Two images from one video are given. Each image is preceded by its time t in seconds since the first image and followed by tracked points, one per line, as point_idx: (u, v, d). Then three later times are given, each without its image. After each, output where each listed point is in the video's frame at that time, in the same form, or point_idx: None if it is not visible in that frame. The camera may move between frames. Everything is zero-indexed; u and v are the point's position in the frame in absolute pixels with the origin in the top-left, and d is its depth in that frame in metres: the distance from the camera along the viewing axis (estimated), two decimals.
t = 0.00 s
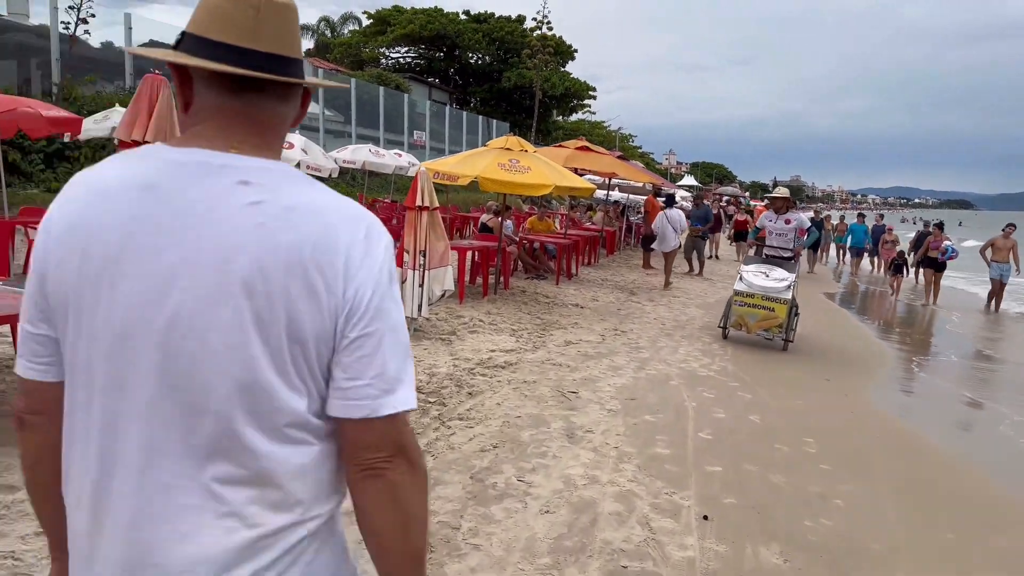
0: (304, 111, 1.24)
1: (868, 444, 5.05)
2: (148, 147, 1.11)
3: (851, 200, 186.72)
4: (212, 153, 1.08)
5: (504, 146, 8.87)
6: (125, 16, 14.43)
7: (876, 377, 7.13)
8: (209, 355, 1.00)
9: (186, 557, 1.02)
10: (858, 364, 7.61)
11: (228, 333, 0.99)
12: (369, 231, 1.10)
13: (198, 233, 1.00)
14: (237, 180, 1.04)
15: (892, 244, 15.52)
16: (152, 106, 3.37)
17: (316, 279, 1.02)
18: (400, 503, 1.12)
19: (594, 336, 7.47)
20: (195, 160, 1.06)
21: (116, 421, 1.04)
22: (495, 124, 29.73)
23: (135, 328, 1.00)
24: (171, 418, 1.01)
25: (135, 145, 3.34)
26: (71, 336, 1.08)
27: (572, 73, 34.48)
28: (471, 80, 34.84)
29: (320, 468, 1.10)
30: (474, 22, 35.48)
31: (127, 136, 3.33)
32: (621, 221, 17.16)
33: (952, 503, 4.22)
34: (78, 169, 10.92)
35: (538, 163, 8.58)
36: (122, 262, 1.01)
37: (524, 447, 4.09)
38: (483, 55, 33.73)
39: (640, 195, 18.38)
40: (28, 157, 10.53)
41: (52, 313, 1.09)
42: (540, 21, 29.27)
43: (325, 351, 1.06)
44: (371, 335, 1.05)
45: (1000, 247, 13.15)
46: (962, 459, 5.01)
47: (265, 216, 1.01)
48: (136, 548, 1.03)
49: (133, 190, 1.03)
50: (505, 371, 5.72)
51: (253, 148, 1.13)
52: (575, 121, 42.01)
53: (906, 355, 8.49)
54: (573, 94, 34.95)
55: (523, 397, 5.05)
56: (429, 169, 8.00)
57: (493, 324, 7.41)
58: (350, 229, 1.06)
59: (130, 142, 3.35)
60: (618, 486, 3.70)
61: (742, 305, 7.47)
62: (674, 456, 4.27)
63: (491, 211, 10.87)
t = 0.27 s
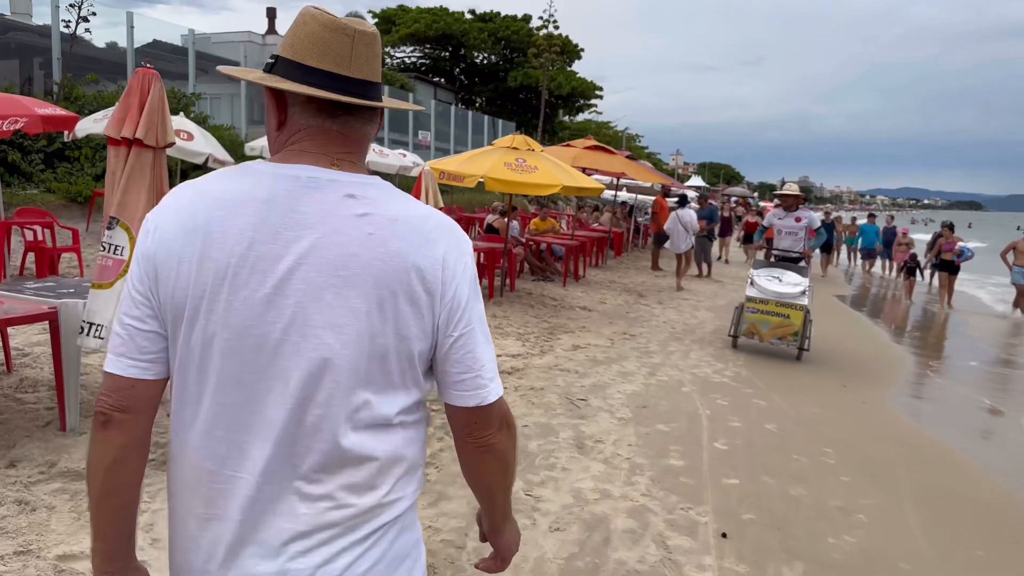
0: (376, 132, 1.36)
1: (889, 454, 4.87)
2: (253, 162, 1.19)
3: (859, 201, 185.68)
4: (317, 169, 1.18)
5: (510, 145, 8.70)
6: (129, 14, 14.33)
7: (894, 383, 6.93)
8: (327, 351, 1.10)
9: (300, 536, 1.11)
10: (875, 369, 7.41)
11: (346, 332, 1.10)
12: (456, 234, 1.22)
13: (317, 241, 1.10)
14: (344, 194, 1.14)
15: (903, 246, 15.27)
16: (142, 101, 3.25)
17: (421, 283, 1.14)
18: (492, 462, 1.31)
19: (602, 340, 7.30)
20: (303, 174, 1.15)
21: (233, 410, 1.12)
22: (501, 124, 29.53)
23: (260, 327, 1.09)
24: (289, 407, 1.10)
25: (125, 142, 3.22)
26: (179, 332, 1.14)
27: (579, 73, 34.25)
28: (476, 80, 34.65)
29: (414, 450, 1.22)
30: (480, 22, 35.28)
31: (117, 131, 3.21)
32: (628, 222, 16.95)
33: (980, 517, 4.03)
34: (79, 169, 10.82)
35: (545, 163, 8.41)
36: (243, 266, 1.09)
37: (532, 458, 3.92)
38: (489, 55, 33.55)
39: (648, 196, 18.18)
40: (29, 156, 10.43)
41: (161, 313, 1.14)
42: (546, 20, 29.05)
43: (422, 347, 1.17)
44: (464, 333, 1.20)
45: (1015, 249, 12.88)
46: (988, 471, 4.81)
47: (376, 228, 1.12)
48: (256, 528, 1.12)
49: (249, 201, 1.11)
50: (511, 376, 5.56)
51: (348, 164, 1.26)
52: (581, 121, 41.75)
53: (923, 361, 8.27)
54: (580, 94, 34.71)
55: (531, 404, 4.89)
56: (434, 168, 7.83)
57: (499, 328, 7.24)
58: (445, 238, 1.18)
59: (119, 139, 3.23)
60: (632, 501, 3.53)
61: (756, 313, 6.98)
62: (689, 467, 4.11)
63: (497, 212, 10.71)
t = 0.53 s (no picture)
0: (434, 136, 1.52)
1: (910, 463, 4.73)
2: (328, 173, 1.33)
3: (867, 202, 184.57)
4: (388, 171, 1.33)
5: (518, 145, 8.58)
6: (134, 15, 14.28)
7: (911, 389, 6.77)
8: (411, 326, 1.23)
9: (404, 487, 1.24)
10: (891, 374, 7.25)
11: (426, 308, 1.24)
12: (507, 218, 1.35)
13: (397, 230, 1.23)
14: (414, 189, 1.28)
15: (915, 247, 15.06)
16: (139, 100, 3.13)
17: (484, 259, 1.27)
18: (543, 428, 1.40)
19: (611, 344, 7.16)
20: (377, 176, 1.30)
21: (331, 390, 1.25)
22: (508, 125, 29.39)
23: (354, 309, 1.22)
24: (380, 379, 1.24)
25: (121, 144, 3.12)
26: (280, 325, 1.28)
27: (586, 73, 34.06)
28: (484, 80, 34.51)
29: (486, 412, 1.36)
30: (487, 22, 35.16)
31: (113, 132, 3.11)
32: (636, 223, 16.79)
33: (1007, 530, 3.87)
34: (84, 170, 10.75)
35: (553, 163, 8.29)
36: (335, 259, 1.22)
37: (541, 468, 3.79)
38: (496, 55, 33.41)
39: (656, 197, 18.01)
40: (33, 157, 10.38)
41: (263, 311, 1.28)
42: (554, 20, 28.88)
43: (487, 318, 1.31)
44: (523, 301, 1.33)
45: None
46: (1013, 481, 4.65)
47: (445, 213, 1.25)
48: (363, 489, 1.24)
49: (333, 201, 1.25)
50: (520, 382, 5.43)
51: (413, 165, 1.42)
52: (589, 122, 41.57)
53: (939, 365, 8.09)
54: (587, 94, 34.52)
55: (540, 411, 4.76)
56: (440, 169, 7.71)
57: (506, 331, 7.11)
58: (500, 219, 1.31)
59: (116, 139, 3.13)
60: (646, 514, 3.40)
61: (770, 321, 6.68)
62: (703, 477, 3.97)
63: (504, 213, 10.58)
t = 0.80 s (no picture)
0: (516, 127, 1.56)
1: (928, 468, 4.59)
2: (412, 158, 1.40)
3: (877, 202, 183.38)
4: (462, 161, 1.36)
5: (525, 145, 8.48)
6: (142, 15, 14.29)
7: (926, 392, 6.62)
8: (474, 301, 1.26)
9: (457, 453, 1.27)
10: (905, 376, 7.11)
11: (487, 284, 1.25)
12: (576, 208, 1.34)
13: (463, 211, 1.27)
14: (481, 175, 1.30)
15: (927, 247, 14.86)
16: (135, 96, 3.05)
17: (544, 240, 1.27)
18: (597, 409, 1.31)
19: (619, 346, 7.06)
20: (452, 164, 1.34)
21: (399, 360, 1.30)
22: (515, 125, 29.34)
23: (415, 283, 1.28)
24: (443, 352, 1.27)
25: (117, 141, 3.04)
26: (362, 297, 1.36)
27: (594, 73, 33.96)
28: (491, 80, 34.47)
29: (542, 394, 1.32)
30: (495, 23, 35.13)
31: (108, 129, 3.03)
32: (644, 224, 16.68)
33: None
34: (90, 170, 10.75)
35: (560, 162, 8.19)
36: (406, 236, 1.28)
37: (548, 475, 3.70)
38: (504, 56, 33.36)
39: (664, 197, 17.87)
40: (40, 158, 10.38)
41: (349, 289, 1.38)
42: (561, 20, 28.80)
43: (547, 299, 1.28)
44: (581, 279, 1.28)
45: None
46: None
47: (509, 196, 1.28)
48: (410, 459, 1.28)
49: (407, 184, 1.32)
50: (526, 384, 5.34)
51: (488, 157, 1.47)
52: (597, 122, 41.45)
53: (954, 367, 7.94)
54: (595, 95, 34.41)
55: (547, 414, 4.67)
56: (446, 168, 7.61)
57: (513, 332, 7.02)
58: (563, 204, 1.30)
59: (111, 136, 3.05)
60: (655, 523, 3.29)
61: (785, 326, 6.38)
62: (715, 484, 3.86)
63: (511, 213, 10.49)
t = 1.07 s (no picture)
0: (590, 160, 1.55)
1: (940, 477, 4.44)
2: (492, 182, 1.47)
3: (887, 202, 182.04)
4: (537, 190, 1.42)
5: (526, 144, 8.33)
6: (145, 14, 14.26)
7: (938, 397, 6.44)
8: (540, 325, 1.33)
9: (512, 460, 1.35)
10: (916, 380, 6.93)
11: (553, 311, 1.33)
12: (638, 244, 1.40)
13: (532, 240, 1.34)
14: (552, 209, 1.37)
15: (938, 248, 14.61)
16: (112, 93, 2.94)
17: (605, 274, 1.34)
18: (643, 431, 1.37)
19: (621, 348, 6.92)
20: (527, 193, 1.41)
21: (467, 372, 1.39)
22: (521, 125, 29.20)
23: (484, 299, 1.36)
24: (506, 368, 1.35)
25: (94, 139, 2.93)
26: (438, 306, 1.46)
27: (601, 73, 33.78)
28: (498, 80, 34.34)
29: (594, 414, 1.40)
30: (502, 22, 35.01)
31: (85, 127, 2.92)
32: (650, 224, 16.50)
33: None
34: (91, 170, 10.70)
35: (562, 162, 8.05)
36: (480, 256, 1.36)
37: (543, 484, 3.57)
38: (511, 55, 33.23)
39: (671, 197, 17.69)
40: (41, 157, 10.35)
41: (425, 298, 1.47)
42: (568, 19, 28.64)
43: (604, 329, 1.36)
44: (637, 312, 1.35)
45: None
46: None
47: (579, 231, 1.34)
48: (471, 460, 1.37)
49: (485, 209, 1.39)
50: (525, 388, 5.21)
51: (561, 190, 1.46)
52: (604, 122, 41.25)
53: (965, 371, 7.74)
54: (602, 94, 34.21)
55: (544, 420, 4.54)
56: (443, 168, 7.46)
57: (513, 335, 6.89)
58: (626, 242, 1.37)
59: (87, 135, 2.94)
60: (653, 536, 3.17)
61: (796, 334, 6.03)
62: (716, 494, 3.73)
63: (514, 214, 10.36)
